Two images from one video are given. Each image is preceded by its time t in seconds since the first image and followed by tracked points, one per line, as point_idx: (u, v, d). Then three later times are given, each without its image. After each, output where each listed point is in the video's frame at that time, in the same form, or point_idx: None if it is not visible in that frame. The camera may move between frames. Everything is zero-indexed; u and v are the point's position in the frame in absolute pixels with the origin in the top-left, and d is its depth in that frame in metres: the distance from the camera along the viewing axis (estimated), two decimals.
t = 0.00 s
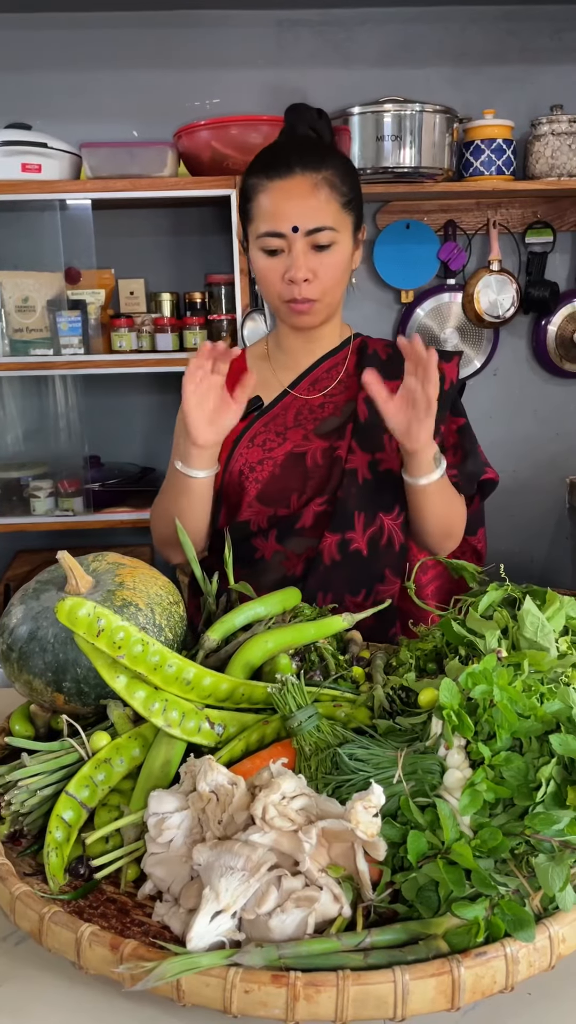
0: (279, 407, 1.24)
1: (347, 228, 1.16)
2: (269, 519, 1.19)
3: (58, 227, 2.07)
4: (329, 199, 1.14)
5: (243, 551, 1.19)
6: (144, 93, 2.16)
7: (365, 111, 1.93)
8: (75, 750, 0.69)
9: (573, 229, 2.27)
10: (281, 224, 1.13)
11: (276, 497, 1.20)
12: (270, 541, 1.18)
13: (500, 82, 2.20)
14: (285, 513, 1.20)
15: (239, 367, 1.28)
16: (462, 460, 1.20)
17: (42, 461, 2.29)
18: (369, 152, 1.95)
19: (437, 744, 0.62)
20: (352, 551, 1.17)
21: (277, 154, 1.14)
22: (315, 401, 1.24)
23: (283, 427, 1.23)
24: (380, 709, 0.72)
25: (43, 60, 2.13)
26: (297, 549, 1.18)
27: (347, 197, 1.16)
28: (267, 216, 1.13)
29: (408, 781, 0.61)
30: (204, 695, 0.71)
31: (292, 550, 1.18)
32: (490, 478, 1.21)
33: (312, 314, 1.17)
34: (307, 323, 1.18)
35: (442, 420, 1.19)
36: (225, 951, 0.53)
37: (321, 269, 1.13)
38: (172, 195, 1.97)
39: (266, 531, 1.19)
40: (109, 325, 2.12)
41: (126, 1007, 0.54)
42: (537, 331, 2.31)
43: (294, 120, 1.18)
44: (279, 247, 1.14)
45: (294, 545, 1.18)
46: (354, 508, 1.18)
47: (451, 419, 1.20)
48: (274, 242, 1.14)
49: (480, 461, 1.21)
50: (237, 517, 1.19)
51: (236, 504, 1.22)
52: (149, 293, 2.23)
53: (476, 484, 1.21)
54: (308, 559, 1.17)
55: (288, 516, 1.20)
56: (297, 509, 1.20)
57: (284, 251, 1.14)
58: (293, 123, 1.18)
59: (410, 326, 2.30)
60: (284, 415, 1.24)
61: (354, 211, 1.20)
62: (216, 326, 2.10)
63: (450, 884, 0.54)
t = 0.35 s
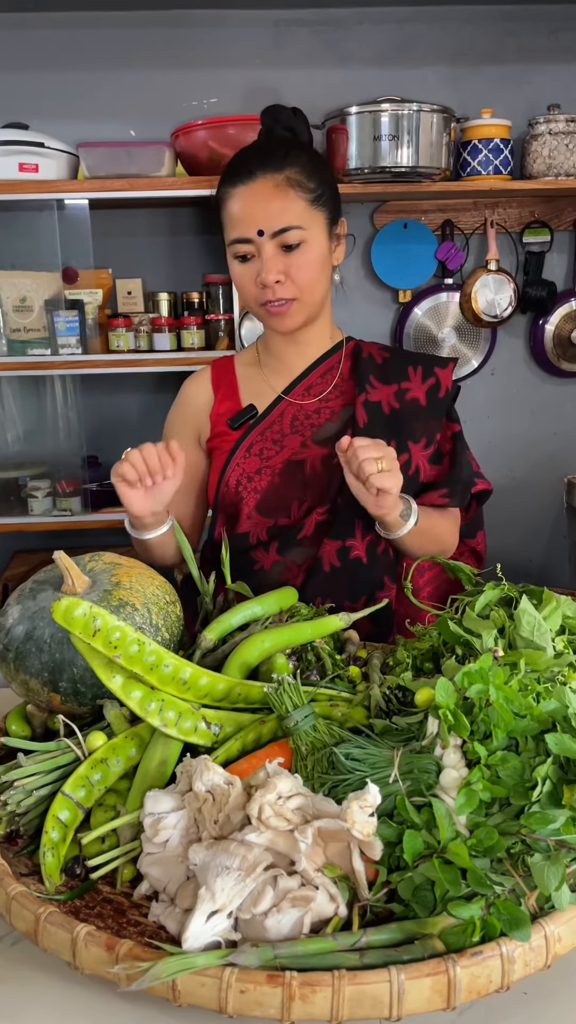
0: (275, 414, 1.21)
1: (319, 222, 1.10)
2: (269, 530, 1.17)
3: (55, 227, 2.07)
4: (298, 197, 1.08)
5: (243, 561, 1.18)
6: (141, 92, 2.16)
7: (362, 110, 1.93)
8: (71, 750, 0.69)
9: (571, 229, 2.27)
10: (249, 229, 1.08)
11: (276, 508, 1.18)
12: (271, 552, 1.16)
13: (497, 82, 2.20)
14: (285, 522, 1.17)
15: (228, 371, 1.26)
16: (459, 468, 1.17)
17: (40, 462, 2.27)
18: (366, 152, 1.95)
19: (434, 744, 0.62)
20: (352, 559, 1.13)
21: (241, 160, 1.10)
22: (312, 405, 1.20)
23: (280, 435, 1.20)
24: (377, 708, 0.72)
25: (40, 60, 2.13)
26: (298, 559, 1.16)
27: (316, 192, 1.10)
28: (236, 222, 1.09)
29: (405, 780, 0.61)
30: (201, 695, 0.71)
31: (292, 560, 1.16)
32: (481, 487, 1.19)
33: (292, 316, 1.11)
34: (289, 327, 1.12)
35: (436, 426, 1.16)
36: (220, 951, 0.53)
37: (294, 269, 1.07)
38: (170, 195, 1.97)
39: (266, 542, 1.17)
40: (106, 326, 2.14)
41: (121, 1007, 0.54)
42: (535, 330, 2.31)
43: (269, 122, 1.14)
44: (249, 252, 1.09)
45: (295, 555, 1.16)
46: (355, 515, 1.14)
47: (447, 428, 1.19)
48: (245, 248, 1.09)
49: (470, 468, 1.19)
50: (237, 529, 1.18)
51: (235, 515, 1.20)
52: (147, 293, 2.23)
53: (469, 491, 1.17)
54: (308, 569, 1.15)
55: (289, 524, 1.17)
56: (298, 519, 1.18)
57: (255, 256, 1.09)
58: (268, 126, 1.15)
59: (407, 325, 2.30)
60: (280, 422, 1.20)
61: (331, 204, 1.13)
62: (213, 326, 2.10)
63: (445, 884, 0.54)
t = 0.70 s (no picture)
0: (272, 419, 1.20)
1: (315, 222, 1.09)
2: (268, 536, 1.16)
3: (53, 225, 2.06)
4: (294, 197, 1.07)
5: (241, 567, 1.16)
6: (140, 91, 2.15)
7: (361, 108, 1.93)
8: (69, 749, 0.69)
9: (569, 227, 2.27)
10: (244, 230, 1.07)
11: (277, 515, 1.16)
12: (269, 556, 1.15)
13: (496, 79, 2.20)
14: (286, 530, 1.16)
15: (221, 375, 1.25)
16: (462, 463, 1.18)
17: (39, 462, 2.25)
18: (364, 151, 1.95)
19: (432, 743, 0.62)
20: (351, 562, 1.13)
21: (233, 156, 1.09)
22: (310, 410, 1.20)
23: (278, 441, 1.19)
24: (375, 708, 0.72)
25: (38, 58, 2.13)
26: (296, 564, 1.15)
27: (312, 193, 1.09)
28: (230, 223, 1.08)
29: (403, 779, 0.61)
30: (199, 694, 0.71)
31: (291, 565, 1.15)
32: (482, 479, 1.21)
33: (291, 319, 1.11)
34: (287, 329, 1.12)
35: (437, 423, 1.17)
36: (218, 950, 0.53)
37: (293, 271, 1.07)
38: (168, 193, 1.96)
39: (264, 546, 1.16)
40: (104, 324, 2.13)
41: (119, 1007, 0.54)
42: (533, 328, 2.31)
43: (255, 111, 1.13)
44: (245, 253, 1.08)
45: (294, 560, 1.14)
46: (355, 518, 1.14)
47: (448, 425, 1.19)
48: (240, 249, 1.08)
49: (475, 464, 1.19)
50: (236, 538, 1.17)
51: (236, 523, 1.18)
52: (145, 291, 2.22)
53: (471, 484, 1.19)
54: (306, 574, 1.13)
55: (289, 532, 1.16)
56: (299, 526, 1.16)
57: (251, 258, 1.08)
58: (254, 115, 1.13)
59: (406, 324, 2.30)
60: (278, 428, 1.19)
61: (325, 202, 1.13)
62: (212, 324, 2.10)
63: (444, 882, 0.54)
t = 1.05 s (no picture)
0: (268, 423, 1.19)
1: (327, 223, 1.08)
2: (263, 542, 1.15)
3: (51, 222, 2.05)
4: (307, 196, 1.05)
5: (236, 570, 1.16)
6: (138, 86, 2.15)
7: (360, 104, 1.92)
8: (66, 745, 0.69)
9: (569, 223, 2.26)
10: (256, 228, 1.04)
11: (275, 523, 1.16)
12: (265, 561, 1.15)
13: (495, 75, 2.19)
14: (284, 538, 1.15)
15: (213, 377, 1.23)
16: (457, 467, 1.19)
17: (36, 459, 2.26)
18: (363, 146, 1.95)
19: (429, 740, 0.62)
20: (351, 570, 1.13)
21: (244, 148, 1.06)
22: (307, 414, 1.19)
23: (275, 447, 1.18)
24: (373, 704, 0.72)
25: (36, 53, 2.12)
26: (293, 570, 1.15)
27: (324, 192, 1.08)
28: (239, 220, 1.05)
29: (400, 777, 0.61)
30: (196, 691, 0.71)
31: (287, 572, 1.15)
32: (478, 486, 1.21)
33: (298, 323, 1.11)
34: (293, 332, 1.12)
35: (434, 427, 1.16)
36: (213, 949, 0.52)
37: (303, 273, 1.05)
38: (167, 188, 1.96)
39: (260, 550, 1.15)
40: (103, 320, 2.13)
41: (113, 1006, 0.54)
42: (533, 324, 2.31)
43: (256, 99, 1.11)
44: (255, 252, 1.05)
45: (290, 566, 1.15)
46: (356, 527, 1.13)
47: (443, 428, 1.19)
48: (250, 248, 1.05)
49: (471, 467, 1.19)
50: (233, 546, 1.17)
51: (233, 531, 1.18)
52: (144, 287, 2.22)
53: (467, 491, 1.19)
54: (305, 580, 1.14)
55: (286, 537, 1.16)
56: (298, 535, 1.15)
57: (261, 257, 1.05)
58: (255, 103, 1.11)
59: (406, 320, 2.29)
60: (274, 433, 1.19)
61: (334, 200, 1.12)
62: (210, 320, 2.08)
63: (440, 880, 0.54)
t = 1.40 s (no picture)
0: (256, 424, 1.19)
1: (314, 217, 1.07)
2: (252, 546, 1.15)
3: (48, 216, 2.04)
4: (293, 191, 1.04)
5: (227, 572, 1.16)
6: (136, 80, 2.14)
7: (359, 97, 1.91)
8: (58, 743, 0.69)
9: (569, 217, 2.25)
10: (241, 227, 1.03)
11: (261, 525, 1.16)
12: (254, 565, 1.14)
13: (495, 68, 2.18)
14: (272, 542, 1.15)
15: (201, 375, 1.23)
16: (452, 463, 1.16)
17: (35, 454, 2.25)
18: (362, 140, 1.94)
19: (424, 738, 0.62)
20: (343, 574, 1.12)
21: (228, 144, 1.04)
22: (295, 413, 1.19)
23: (262, 449, 1.18)
24: (368, 701, 0.72)
25: (33, 47, 2.11)
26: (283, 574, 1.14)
27: (312, 184, 1.07)
28: (223, 219, 1.04)
29: (394, 774, 0.61)
30: (189, 688, 0.70)
31: (277, 575, 1.14)
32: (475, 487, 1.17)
33: (287, 319, 1.10)
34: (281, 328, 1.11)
35: (427, 425, 1.16)
36: (203, 949, 0.52)
37: (292, 270, 1.05)
38: (165, 182, 1.95)
39: (249, 554, 1.15)
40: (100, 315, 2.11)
41: (103, 1007, 0.53)
42: (533, 319, 2.30)
43: (239, 88, 1.09)
44: (241, 249, 1.04)
45: (280, 568, 1.14)
46: (347, 530, 1.12)
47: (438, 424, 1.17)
48: (236, 245, 1.04)
49: (465, 466, 1.17)
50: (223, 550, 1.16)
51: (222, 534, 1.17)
52: (142, 282, 2.21)
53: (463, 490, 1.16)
54: (296, 582, 1.13)
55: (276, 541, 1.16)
56: (286, 538, 1.16)
57: (248, 256, 1.04)
58: (239, 94, 1.09)
59: (405, 315, 2.28)
60: (262, 434, 1.18)
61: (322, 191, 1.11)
62: (208, 315, 2.07)
63: (434, 879, 0.54)
